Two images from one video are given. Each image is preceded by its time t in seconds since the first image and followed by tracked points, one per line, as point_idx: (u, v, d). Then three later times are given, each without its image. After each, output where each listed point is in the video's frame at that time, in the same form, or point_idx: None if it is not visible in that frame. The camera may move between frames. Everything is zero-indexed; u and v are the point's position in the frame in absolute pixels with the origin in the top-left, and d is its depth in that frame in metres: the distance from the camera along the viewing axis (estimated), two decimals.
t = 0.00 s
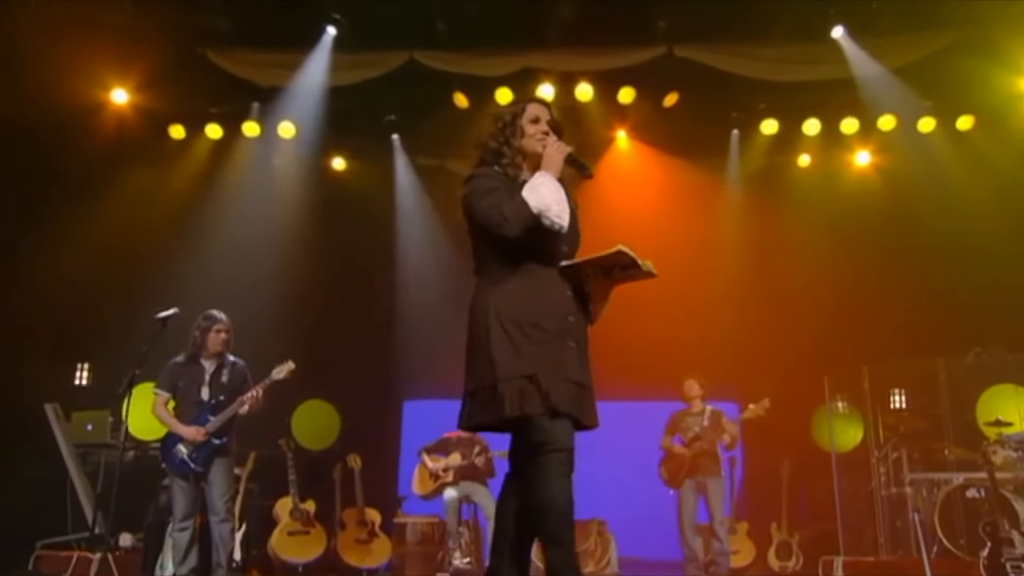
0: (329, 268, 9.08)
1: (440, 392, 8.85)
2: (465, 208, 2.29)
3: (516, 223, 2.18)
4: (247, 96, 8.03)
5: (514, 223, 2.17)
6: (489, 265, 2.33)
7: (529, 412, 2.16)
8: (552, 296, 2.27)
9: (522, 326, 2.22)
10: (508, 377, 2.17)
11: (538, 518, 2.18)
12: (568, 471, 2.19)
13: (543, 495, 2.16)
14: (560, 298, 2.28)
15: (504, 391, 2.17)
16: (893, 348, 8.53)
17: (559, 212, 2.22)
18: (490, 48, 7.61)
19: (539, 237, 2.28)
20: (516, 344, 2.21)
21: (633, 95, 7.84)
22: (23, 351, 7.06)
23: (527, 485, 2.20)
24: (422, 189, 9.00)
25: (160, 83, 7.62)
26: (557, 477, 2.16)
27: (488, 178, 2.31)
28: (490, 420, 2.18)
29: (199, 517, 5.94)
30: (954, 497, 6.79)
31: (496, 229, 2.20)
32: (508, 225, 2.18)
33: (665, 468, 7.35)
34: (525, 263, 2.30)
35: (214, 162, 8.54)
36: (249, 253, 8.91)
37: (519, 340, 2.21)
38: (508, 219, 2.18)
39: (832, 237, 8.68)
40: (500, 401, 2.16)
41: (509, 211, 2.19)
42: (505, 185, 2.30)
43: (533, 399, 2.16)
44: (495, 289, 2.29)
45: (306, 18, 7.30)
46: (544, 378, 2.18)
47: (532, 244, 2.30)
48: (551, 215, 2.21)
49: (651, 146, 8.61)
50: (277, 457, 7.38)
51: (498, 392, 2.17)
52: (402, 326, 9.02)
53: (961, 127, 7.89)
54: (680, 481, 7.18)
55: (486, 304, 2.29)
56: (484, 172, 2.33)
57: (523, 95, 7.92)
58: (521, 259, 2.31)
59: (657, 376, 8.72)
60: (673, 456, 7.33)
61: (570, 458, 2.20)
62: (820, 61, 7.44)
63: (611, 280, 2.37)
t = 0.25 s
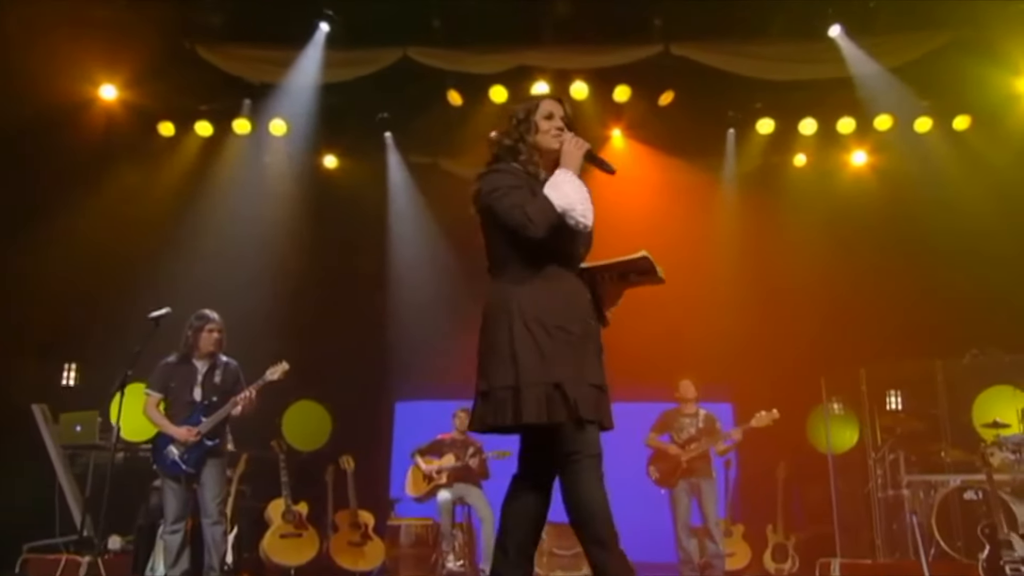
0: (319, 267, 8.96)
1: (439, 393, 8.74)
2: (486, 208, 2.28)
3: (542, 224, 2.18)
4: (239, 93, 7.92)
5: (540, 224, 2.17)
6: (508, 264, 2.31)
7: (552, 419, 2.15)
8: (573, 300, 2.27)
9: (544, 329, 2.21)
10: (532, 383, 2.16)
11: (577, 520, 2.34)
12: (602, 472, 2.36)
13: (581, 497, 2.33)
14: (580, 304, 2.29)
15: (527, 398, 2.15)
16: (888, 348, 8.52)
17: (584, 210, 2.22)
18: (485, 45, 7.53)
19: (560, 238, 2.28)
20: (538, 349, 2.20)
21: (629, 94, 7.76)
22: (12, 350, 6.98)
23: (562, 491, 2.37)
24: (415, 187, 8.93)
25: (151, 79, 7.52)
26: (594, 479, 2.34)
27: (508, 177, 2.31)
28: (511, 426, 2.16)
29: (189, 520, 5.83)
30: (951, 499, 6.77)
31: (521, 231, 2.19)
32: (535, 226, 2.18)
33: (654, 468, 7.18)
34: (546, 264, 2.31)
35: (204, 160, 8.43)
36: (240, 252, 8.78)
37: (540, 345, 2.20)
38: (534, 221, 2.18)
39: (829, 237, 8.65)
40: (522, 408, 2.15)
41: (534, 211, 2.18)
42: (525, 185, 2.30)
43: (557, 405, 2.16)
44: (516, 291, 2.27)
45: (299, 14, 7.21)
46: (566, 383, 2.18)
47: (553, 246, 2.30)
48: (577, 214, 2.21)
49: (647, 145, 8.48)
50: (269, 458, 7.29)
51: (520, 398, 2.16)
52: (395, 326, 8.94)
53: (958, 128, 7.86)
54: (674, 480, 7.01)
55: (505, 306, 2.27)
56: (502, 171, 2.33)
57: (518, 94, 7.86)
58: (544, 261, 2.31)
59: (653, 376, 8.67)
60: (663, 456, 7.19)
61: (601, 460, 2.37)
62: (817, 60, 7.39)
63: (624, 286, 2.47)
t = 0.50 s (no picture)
0: (302, 267, 8.84)
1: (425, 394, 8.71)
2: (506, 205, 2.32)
3: (565, 224, 2.22)
4: (222, 88, 7.77)
5: (563, 225, 2.21)
6: (527, 264, 2.35)
7: (565, 421, 2.20)
8: (589, 305, 2.32)
9: (560, 332, 2.26)
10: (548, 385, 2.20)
11: (580, 524, 2.28)
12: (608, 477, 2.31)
13: (588, 501, 2.26)
14: (595, 310, 2.34)
15: (542, 398, 2.20)
16: (875, 350, 8.52)
17: (605, 209, 2.27)
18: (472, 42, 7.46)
19: (579, 238, 2.34)
20: (553, 351, 2.25)
21: (617, 93, 7.71)
22: None
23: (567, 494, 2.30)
24: (401, 185, 8.86)
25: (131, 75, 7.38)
26: (600, 483, 2.28)
27: (527, 175, 2.35)
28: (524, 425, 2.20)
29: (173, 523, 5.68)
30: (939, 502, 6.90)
31: (543, 232, 2.23)
32: (557, 227, 2.22)
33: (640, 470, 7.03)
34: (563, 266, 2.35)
35: (186, 157, 8.29)
36: (223, 250, 8.67)
37: (556, 346, 2.25)
38: (557, 221, 2.22)
39: (816, 237, 8.65)
40: (537, 409, 2.19)
41: (556, 211, 2.22)
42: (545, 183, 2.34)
43: (570, 407, 2.21)
44: (533, 290, 2.31)
45: (284, 9, 7.11)
46: (579, 386, 2.23)
47: (572, 247, 2.35)
48: (598, 214, 2.26)
49: (633, 145, 8.32)
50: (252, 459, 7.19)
51: (535, 399, 2.20)
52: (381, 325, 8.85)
53: (945, 130, 7.87)
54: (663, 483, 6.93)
55: (521, 306, 2.31)
56: (521, 168, 2.38)
57: (505, 93, 7.81)
58: (563, 262, 2.35)
59: (638, 376, 8.63)
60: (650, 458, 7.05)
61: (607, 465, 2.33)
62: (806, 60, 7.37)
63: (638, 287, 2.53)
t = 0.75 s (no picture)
0: (281, 266, 8.74)
1: (405, 390, 8.64)
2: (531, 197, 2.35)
3: (590, 216, 2.26)
4: (200, 83, 7.58)
5: (588, 218, 2.25)
6: (550, 257, 2.38)
7: (584, 418, 2.20)
8: (611, 301, 2.34)
9: (582, 327, 2.27)
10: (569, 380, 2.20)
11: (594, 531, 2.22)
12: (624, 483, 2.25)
13: (602, 505, 2.21)
14: (618, 307, 2.36)
15: (562, 393, 2.20)
16: (857, 352, 8.52)
17: (630, 202, 2.31)
18: (454, 39, 7.37)
19: (603, 232, 2.38)
20: (576, 346, 2.25)
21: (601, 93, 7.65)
22: None
23: (583, 496, 2.25)
24: (382, 183, 8.74)
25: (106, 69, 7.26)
26: (616, 490, 2.23)
27: (552, 167, 2.39)
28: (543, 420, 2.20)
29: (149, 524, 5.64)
30: (920, 504, 6.91)
31: (569, 224, 2.27)
32: (583, 219, 2.26)
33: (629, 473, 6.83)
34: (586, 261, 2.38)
35: (163, 153, 8.17)
36: (200, 249, 8.55)
37: (579, 341, 2.25)
38: (582, 214, 2.25)
39: (799, 239, 8.64)
40: (556, 403, 2.19)
41: (581, 204, 2.26)
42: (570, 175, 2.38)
43: (589, 404, 2.21)
44: (556, 283, 2.33)
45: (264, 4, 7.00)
46: (600, 383, 2.23)
47: (596, 241, 2.39)
48: (624, 205, 2.32)
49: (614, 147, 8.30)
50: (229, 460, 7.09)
51: (555, 394, 2.20)
52: (363, 323, 8.79)
53: (927, 131, 7.85)
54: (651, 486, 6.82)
55: (543, 300, 2.32)
56: (545, 160, 2.41)
57: (488, 90, 7.74)
58: (586, 258, 2.38)
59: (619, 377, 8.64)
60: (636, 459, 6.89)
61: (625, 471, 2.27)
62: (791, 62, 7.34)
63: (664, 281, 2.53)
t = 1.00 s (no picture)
0: (258, 266, 8.61)
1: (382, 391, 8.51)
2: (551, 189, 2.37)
3: (610, 212, 2.30)
4: (178, 78, 7.47)
5: (608, 214, 2.28)
6: (566, 252, 2.40)
7: (594, 416, 2.20)
8: (627, 298, 2.35)
9: (596, 323, 2.28)
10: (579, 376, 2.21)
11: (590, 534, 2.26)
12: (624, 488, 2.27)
13: (602, 510, 2.23)
14: (633, 304, 2.36)
15: (571, 389, 2.20)
16: (839, 356, 8.48)
17: (652, 198, 2.37)
18: (436, 36, 7.28)
19: (621, 228, 2.40)
20: (588, 343, 2.26)
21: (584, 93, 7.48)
22: None
23: (583, 499, 2.27)
24: (362, 182, 8.70)
25: (79, 62, 7.10)
26: (617, 494, 2.24)
27: (573, 159, 2.43)
28: (552, 415, 2.21)
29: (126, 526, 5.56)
30: (901, 506, 6.98)
31: (588, 217, 2.29)
32: (603, 213, 2.29)
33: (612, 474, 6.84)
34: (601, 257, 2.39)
35: (138, 148, 8.08)
36: (177, 246, 8.43)
37: (592, 337, 2.26)
38: (602, 208, 2.29)
39: (782, 240, 8.62)
40: (565, 400, 2.20)
41: (601, 199, 2.29)
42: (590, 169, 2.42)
43: (600, 401, 2.22)
44: (571, 278, 2.34)
45: None
46: (609, 381, 2.24)
47: (613, 238, 2.40)
48: (646, 201, 2.36)
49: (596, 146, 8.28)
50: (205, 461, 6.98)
51: (565, 391, 2.21)
52: (341, 322, 8.65)
53: (909, 134, 7.91)
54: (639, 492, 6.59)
55: (557, 295, 2.33)
56: (567, 153, 2.45)
57: (470, 88, 7.67)
58: (603, 253, 2.39)
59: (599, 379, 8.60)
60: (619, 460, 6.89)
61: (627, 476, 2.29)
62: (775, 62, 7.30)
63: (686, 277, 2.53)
